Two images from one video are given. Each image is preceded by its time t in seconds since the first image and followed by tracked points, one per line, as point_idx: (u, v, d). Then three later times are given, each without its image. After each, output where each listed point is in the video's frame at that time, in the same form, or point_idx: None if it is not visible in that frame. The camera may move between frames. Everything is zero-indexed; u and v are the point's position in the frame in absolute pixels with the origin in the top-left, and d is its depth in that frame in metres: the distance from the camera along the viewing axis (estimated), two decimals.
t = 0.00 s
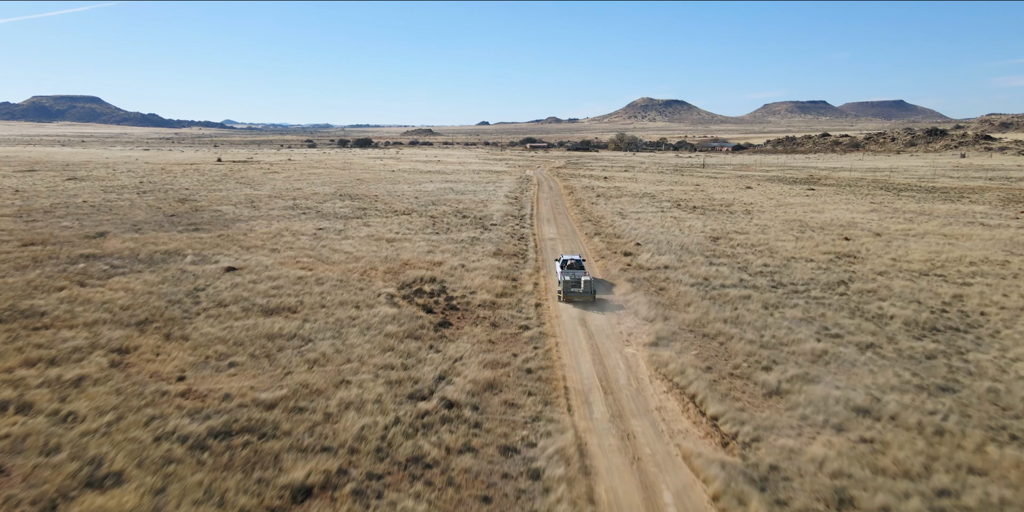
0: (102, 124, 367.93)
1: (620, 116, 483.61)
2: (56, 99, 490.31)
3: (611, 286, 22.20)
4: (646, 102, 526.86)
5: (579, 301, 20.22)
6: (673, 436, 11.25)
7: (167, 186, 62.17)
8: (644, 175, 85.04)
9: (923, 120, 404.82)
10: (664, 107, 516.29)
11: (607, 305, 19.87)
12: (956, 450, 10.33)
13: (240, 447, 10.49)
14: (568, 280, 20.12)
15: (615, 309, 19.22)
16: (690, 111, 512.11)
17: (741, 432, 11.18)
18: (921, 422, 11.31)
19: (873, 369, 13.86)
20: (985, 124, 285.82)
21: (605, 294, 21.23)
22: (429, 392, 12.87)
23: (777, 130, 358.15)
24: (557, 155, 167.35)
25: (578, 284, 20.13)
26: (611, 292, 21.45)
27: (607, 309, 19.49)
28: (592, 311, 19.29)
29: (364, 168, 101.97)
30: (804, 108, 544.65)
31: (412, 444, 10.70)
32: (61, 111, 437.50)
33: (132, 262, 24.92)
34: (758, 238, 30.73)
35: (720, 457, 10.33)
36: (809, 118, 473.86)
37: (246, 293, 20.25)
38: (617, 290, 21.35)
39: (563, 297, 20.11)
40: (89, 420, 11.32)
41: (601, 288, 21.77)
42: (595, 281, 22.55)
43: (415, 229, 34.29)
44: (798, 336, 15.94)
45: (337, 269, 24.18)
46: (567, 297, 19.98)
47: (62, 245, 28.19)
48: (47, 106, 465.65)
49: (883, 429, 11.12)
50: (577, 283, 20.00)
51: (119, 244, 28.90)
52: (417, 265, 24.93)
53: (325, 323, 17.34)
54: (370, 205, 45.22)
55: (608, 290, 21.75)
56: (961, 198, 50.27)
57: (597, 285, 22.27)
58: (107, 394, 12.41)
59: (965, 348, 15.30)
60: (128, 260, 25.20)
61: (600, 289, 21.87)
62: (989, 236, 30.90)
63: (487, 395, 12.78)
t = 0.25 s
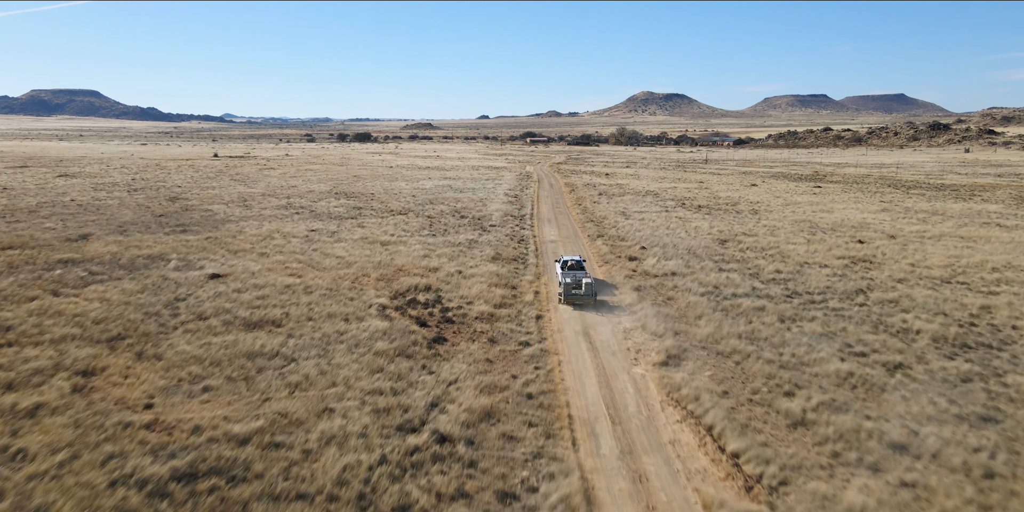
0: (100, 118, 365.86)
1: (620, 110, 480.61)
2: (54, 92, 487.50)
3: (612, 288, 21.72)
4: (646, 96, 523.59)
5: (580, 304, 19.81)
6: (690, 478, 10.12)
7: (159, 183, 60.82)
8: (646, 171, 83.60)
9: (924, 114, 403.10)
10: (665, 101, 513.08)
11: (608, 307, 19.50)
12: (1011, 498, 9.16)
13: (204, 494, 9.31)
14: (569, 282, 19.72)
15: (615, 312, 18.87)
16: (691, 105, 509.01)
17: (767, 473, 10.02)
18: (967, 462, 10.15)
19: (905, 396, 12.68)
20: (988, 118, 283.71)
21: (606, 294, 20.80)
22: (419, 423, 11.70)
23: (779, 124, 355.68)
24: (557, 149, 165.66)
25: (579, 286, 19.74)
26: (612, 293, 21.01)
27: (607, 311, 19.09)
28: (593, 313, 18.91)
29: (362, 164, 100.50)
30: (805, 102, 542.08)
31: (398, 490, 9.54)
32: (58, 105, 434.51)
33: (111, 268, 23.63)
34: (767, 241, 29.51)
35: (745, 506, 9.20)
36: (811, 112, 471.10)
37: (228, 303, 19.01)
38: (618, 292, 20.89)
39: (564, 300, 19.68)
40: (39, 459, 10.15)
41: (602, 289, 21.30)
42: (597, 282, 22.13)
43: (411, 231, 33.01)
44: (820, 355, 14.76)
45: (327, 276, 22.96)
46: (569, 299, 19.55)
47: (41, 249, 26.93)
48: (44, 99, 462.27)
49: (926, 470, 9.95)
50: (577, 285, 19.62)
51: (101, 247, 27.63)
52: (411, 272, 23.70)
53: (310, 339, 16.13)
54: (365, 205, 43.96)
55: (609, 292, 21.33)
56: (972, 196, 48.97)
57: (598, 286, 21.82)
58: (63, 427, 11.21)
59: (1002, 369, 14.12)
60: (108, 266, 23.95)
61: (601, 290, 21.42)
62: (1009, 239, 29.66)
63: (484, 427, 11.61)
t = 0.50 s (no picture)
0: (97, 112, 363.34)
1: (621, 104, 477.78)
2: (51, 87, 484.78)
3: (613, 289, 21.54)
4: (647, 90, 520.69)
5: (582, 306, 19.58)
6: None
7: (151, 181, 59.53)
8: (648, 167, 82.18)
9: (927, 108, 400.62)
10: (665, 95, 510.03)
11: (610, 310, 19.28)
12: None
13: None
14: (570, 284, 19.54)
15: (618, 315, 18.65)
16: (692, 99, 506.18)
17: None
18: None
19: (945, 428, 11.49)
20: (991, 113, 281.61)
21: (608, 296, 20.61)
22: (408, 463, 10.52)
23: (780, 119, 353.38)
24: (557, 145, 164.13)
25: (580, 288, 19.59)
26: (613, 295, 20.82)
27: (610, 313, 18.88)
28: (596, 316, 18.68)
29: (359, 160, 99.13)
30: (806, 96, 539.09)
31: None
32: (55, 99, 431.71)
33: (89, 276, 22.40)
34: (778, 244, 28.30)
35: None
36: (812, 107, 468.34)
37: (209, 317, 17.82)
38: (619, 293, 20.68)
39: (565, 302, 19.47)
40: None
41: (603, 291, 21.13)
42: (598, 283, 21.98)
43: (406, 233, 31.77)
44: (846, 379, 13.58)
45: (317, 285, 21.76)
46: (570, 301, 19.35)
47: (18, 253, 25.70)
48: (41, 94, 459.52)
49: None
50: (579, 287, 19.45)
51: (81, 251, 26.38)
52: (406, 280, 22.52)
53: (294, 358, 14.94)
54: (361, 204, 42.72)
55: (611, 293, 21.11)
56: (983, 194, 47.75)
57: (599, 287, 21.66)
58: (8, 468, 10.01)
59: None
60: (86, 273, 22.72)
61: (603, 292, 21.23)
62: None
63: (480, 467, 10.43)
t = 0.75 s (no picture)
0: (94, 107, 360.59)
1: (621, 98, 475.44)
2: (48, 81, 481.41)
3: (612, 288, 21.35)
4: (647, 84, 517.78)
5: (583, 307, 19.30)
6: None
7: (142, 179, 58.17)
8: (650, 164, 80.75)
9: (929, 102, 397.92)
10: (666, 89, 506.77)
11: (611, 310, 19.11)
12: None
13: None
14: (570, 285, 19.28)
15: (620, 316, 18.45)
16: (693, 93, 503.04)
17: None
18: None
19: (993, 468, 10.31)
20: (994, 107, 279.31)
21: (608, 296, 20.41)
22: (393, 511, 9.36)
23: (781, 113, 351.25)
24: (557, 139, 162.57)
25: (581, 288, 19.35)
26: (614, 295, 20.61)
27: (612, 315, 18.69)
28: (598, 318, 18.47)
29: (357, 156, 97.75)
30: (808, 90, 535.62)
31: None
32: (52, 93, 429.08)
33: (64, 284, 21.18)
34: (789, 248, 27.07)
35: None
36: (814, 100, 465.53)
37: (186, 331, 16.62)
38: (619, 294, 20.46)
39: (566, 303, 19.20)
40: None
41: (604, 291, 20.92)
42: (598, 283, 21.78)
43: (402, 235, 30.54)
44: (876, 407, 12.39)
45: (304, 294, 20.56)
46: (571, 302, 19.09)
47: None
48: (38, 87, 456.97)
49: None
50: (579, 288, 19.22)
51: (60, 256, 25.13)
52: (399, 289, 21.34)
53: (274, 380, 13.75)
54: (356, 204, 41.45)
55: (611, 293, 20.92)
56: (996, 192, 46.45)
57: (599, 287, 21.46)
58: None
59: None
60: (61, 281, 21.48)
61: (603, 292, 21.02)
62: None
63: None
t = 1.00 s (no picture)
0: (91, 101, 357.85)
1: (621, 92, 472.27)
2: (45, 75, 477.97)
3: (611, 290, 21.24)
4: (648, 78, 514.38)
5: (583, 309, 19.09)
6: None
7: (133, 177, 56.78)
8: (652, 160, 79.33)
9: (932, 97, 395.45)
10: (667, 83, 503.28)
11: (611, 312, 19.01)
12: None
13: None
14: (570, 287, 19.09)
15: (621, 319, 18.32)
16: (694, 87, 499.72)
17: None
18: None
19: None
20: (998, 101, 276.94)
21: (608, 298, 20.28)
22: None
23: (783, 107, 348.61)
24: (557, 135, 160.80)
25: (581, 290, 19.15)
26: (613, 296, 20.47)
27: (612, 317, 18.58)
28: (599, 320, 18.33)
29: (353, 152, 96.15)
30: (810, 84, 532.50)
31: None
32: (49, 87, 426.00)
33: (35, 294, 19.95)
34: (802, 254, 25.83)
35: None
36: (816, 95, 462.39)
37: (159, 349, 15.41)
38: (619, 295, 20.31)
39: (566, 306, 19.00)
40: None
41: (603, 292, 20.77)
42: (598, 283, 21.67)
43: (396, 239, 29.27)
44: (913, 442, 11.20)
45: (290, 305, 19.34)
46: (571, 305, 18.88)
47: None
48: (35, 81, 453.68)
49: None
50: (579, 290, 19.05)
51: (35, 262, 23.84)
52: (391, 299, 20.11)
53: (249, 409, 12.54)
54: (350, 204, 40.13)
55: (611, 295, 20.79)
56: (1010, 192, 45.10)
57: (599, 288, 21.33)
58: None
59: None
60: (32, 291, 20.22)
61: (602, 293, 20.87)
62: None
63: None
